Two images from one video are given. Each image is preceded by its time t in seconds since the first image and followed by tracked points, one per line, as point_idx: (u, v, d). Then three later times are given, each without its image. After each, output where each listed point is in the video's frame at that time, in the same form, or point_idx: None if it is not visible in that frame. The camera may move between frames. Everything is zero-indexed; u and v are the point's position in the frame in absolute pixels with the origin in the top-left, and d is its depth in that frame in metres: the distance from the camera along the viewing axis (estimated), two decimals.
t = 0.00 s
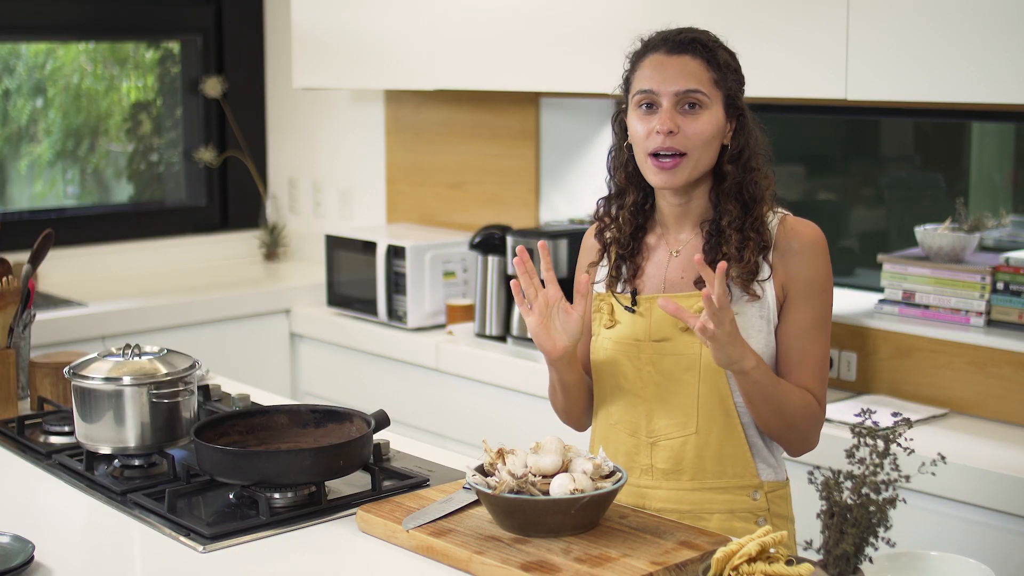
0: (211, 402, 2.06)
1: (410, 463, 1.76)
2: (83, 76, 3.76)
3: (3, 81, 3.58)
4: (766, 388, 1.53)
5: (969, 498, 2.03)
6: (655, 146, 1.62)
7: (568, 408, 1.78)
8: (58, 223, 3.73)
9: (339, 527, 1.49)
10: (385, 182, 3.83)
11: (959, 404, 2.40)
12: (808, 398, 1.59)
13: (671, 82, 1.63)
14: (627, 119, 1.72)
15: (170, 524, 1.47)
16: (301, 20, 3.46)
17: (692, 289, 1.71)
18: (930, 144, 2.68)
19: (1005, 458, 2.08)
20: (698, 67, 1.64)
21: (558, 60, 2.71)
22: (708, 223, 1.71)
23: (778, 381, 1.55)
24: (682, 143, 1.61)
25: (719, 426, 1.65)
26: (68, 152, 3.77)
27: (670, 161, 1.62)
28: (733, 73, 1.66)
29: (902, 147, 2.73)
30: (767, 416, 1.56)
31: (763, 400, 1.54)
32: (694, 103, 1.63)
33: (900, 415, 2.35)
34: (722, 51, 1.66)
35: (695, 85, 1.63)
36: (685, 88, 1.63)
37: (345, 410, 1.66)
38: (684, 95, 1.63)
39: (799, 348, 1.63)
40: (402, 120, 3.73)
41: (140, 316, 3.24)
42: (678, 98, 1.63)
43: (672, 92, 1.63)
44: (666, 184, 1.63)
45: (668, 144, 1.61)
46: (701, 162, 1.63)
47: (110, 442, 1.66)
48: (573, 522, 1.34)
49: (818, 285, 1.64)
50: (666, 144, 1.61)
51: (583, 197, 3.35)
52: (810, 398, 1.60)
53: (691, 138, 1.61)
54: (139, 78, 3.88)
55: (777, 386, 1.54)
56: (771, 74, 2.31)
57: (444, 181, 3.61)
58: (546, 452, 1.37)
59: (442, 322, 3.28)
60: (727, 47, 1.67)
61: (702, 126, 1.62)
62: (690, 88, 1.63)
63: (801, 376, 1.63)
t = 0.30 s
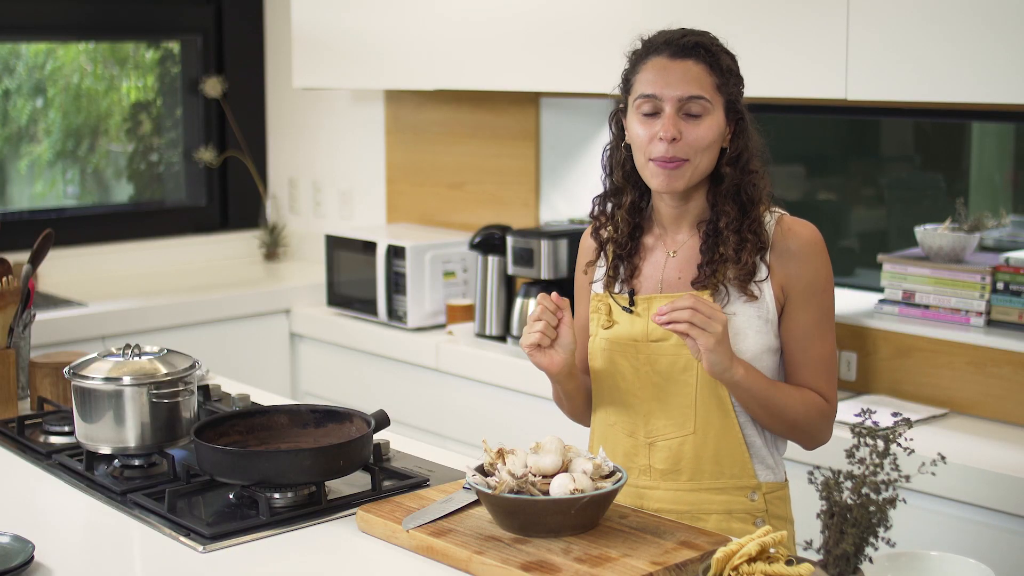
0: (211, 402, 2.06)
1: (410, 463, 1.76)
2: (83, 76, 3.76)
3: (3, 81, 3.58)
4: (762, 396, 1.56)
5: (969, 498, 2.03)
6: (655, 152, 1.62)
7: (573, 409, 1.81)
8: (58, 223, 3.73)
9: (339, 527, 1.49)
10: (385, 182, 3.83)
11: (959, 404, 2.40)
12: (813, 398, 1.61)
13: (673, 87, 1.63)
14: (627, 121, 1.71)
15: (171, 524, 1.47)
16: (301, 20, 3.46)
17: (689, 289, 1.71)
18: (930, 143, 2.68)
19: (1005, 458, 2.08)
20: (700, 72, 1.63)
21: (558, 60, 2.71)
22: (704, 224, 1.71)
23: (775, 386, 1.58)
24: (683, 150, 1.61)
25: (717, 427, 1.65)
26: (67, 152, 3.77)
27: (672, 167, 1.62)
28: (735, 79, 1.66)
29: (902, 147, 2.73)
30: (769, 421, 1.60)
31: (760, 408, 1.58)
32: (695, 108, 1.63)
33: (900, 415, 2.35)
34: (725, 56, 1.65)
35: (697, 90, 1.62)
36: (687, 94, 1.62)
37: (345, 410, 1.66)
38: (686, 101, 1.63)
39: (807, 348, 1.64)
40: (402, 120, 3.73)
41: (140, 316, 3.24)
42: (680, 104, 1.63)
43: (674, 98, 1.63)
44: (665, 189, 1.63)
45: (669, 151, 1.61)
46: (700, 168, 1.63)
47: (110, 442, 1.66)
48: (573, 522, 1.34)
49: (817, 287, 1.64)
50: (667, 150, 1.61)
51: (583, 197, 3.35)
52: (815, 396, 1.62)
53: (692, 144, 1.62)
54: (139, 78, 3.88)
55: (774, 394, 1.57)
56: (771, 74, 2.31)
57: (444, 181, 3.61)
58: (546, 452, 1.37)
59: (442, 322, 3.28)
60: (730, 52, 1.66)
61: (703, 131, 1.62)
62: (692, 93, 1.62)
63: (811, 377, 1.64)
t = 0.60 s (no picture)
0: (211, 402, 2.06)
1: (410, 463, 1.76)
2: (82, 76, 3.76)
3: (2, 81, 3.58)
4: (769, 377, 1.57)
5: (968, 498, 2.03)
6: (658, 148, 1.62)
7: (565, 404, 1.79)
8: (57, 223, 3.73)
9: (339, 527, 1.49)
10: (385, 182, 3.84)
11: (958, 404, 2.40)
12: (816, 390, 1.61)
13: (678, 84, 1.63)
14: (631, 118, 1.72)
15: (171, 524, 1.47)
16: (301, 20, 3.46)
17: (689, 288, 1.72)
18: (930, 143, 2.68)
19: (1006, 458, 2.08)
20: (706, 70, 1.63)
21: (558, 60, 2.71)
22: (705, 222, 1.71)
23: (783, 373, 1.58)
24: (687, 147, 1.61)
25: (718, 426, 1.65)
26: (67, 152, 3.77)
27: (674, 164, 1.62)
28: (740, 79, 1.66)
29: (902, 147, 2.73)
30: (777, 402, 1.59)
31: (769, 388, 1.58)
32: (700, 105, 1.63)
33: (900, 415, 2.35)
34: (731, 56, 1.66)
35: (702, 88, 1.62)
36: (692, 91, 1.62)
37: (345, 410, 1.66)
38: (690, 98, 1.63)
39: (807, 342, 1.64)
40: (402, 120, 3.73)
41: (139, 315, 3.24)
42: (685, 101, 1.63)
43: (679, 95, 1.63)
44: (667, 186, 1.63)
45: (673, 148, 1.61)
46: (703, 166, 1.63)
47: (110, 442, 1.66)
48: (573, 522, 1.34)
49: (817, 285, 1.64)
50: (671, 147, 1.61)
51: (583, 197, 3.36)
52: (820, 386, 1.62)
53: (696, 142, 1.61)
54: (139, 78, 3.88)
55: (783, 374, 1.57)
56: (771, 74, 2.31)
57: (444, 181, 3.61)
58: (546, 452, 1.37)
59: (442, 322, 3.28)
60: (736, 51, 1.66)
61: (707, 129, 1.62)
62: (697, 91, 1.62)
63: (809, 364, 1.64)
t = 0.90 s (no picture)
0: (211, 402, 2.06)
1: (410, 463, 1.76)
2: (83, 76, 3.76)
3: (2, 81, 3.58)
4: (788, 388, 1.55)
5: (969, 498, 2.03)
6: (647, 163, 1.62)
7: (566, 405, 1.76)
8: (57, 223, 3.73)
9: (339, 527, 1.49)
10: (385, 182, 3.83)
11: (959, 404, 2.40)
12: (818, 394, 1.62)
13: (667, 100, 1.61)
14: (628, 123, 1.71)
15: (170, 524, 1.47)
16: (301, 20, 3.46)
17: (693, 288, 1.71)
18: (930, 143, 2.68)
19: (1006, 458, 2.08)
20: (696, 86, 1.61)
21: (558, 60, 2.71)
22: (709, 223, 1.71)
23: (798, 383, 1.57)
24: (676, 162, 1.61)
25: (719, 426, 1.66)
26: (67, 152, 3.77)
27: (663, 178, 1.62)
28: (735, 89, 1.62)
29: (903, 147, 2.73)
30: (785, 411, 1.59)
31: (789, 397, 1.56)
32: (690, 120, 1.61)
33: (900, 415, 2.35)
34: (724, 67, 1.61)
35: (691, 104, 1.60)
36: (681, 107, 1.61)
37: (345, 410, 1.65)
38: (679, 114, 1.61)
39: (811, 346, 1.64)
40: (402, 120, 3.73)
41: (139, 315, 3.24)
42: (673, 116, 1.61)
43: (667, 111, 1.61)
44: (657, 198, 1.64)
45: (660, 164, 1.61)
46: (694, 178, 1.63)
47: (110, 442, 1.66)
48: (573, 522, 1.34)
49: (819, 290, 1.65)
50: (659, 163, 1.61)
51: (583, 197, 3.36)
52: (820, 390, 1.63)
53: (685, 157, 1.61)
54: (139, 78, 3.88)
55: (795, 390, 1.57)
56: (771, 74, 2.31)
57: (444, 180, 3.61)
58: (546, 452, 1.37)
59: (442, 322, 3.28)
60: (730, 61, 1.62)
61: (696, 144, 1.61)
62: (685, 107, 1.60)
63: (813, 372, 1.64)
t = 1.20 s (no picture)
0: (211, 402, 2.06)
1: (410, 463, 1.76)
2: (82, 76, 3.76)
3: (2, 81, 3.58)
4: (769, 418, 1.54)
5: (968, 498, 2.03)
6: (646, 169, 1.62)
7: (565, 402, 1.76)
8: (57, 223, 3.73)
9: (339, 527, 1.49)
10: (385, 182, 3.83)
11: (959, 403, 2.40)
12: (816, 406, 1.61)
13: (663, 106, 1.61)
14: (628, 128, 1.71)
15: (171, 524, 1.47)
16: (301, 20, 3.46)
17: (695, 288, 1.71)
18: (930, 143, 2.68)
19: (1006, 458, 2.08)
20: (691, 90, 1.60)
21: (558, 60, 2.71)
22: (712, 224, 1.71)
23: (783, 401, 1.57)
24: (675, 166, 1.61)
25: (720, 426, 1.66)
26: (67, 152, 3.77)
27: (663, 183, 1.62)
28: (731, 90, 1.61)
29: (902, 147, 2.73)
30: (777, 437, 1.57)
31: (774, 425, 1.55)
32: (687, 125, 1.61)
33: (900, 415, 2.35)
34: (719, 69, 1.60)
35: (687, 109, 1.60)
36: (677, 113, 1.60)
37: (345, 410, 1.66)
38: (676, 119, 1.61)
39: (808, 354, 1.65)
40: (402, 120, 3.73)
41: (139, 315, 3.24)
42: (671, 121, 1.61)
43: (664, 117, 1.61)
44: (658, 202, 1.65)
45: (659, 168, 1.62)
46: (694, 180, 1.63)
47: (110, 442, 1.66)
48: (573, 522, 1.34)
49: (823, 288, 1.65)
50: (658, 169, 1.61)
51: (583, 197, 3.36)
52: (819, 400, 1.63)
53: (683, 161, 1.61)
54: (139, 78, 3.88)
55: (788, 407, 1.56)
56: (772, 74, 2.31)
57: (445, 180, 3.61)
58: (546, 452, 1.37)
59: (442, 322, 3.28)
60: (725, 63, 1.61)
61: (695, 148, 1.61)
62: (682, 112, 1.60)
63: (808, 388, 1.64)
